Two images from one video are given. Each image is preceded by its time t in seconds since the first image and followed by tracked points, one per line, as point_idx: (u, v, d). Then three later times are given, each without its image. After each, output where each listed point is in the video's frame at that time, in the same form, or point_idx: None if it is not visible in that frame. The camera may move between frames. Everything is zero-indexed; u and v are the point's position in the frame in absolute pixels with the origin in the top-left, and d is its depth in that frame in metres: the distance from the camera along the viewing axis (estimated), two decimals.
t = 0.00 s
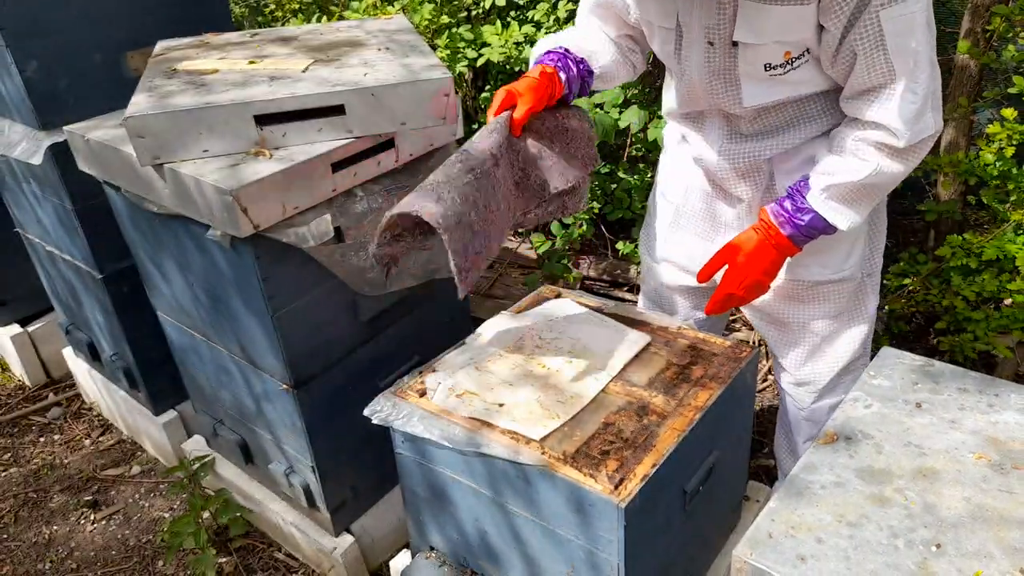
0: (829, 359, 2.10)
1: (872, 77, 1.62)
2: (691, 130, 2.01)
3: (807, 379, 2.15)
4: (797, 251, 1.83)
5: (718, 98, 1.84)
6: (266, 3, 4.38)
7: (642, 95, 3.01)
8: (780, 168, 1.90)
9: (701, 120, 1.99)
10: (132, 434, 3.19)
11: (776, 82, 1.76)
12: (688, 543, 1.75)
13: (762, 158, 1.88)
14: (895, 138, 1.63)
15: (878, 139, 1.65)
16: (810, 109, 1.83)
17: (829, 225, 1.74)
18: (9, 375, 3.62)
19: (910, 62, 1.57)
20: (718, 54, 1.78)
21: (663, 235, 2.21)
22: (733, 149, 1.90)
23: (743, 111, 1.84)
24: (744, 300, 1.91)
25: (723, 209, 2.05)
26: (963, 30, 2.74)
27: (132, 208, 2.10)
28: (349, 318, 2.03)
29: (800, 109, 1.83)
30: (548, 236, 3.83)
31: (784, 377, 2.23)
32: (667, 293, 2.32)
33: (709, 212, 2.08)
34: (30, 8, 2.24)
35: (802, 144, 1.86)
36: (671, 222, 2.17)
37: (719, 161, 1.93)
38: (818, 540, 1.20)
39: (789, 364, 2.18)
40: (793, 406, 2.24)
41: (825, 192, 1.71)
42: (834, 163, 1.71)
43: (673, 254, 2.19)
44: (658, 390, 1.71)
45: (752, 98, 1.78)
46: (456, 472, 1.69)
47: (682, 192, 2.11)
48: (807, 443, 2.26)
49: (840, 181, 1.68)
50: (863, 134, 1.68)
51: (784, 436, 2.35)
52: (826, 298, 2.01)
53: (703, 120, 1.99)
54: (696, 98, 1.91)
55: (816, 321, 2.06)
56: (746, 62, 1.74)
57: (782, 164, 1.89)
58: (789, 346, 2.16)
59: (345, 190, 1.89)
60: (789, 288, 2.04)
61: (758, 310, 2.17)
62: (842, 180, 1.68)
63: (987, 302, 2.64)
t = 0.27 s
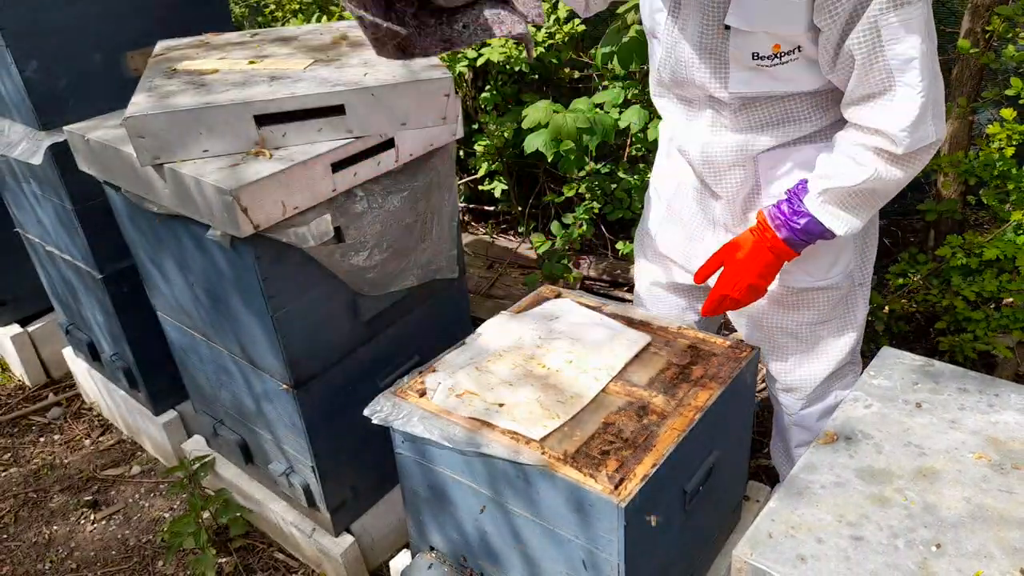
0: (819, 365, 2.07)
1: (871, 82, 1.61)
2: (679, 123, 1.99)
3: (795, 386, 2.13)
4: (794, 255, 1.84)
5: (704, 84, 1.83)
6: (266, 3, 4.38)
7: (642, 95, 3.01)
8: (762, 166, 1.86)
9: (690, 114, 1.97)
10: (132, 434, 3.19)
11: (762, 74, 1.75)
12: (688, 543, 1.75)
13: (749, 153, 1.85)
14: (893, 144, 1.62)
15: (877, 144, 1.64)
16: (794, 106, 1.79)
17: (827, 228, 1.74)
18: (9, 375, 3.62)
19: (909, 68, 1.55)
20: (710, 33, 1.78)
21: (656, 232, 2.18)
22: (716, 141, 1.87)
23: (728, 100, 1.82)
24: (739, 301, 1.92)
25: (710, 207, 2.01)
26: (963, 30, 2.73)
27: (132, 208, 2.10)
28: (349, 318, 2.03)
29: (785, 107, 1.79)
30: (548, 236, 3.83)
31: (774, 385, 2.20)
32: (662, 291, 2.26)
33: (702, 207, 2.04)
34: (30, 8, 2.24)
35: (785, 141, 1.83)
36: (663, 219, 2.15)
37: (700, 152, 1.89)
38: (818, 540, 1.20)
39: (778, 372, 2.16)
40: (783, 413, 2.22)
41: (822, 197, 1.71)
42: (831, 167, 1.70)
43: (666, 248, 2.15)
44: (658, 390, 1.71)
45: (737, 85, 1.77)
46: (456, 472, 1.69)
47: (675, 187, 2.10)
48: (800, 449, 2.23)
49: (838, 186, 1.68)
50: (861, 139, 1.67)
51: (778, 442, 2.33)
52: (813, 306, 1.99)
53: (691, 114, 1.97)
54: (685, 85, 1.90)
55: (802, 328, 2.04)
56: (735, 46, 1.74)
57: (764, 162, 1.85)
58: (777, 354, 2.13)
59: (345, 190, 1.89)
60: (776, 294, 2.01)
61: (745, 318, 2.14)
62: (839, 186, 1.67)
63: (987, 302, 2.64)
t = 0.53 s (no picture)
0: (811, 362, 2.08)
1: (870, 81, 1.61)
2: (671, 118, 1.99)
3: (789, 386, 2.13)
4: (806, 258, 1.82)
5: (696, 79, 1.83)
6: (266, 3, 4.38)
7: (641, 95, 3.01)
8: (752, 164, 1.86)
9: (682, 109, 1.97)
10: (132, 433, 3.19)
11: (753, 70, 1.75)
12: (687, 543, 1.76)
13: (739, 151, 1.84)
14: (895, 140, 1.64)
15: (880, 140, 1.66)
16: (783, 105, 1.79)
17: (839, 228, 1.73)
18: (9, 376, 3.63)
19: (908, 64, 1.57)
20: (703, 27, 1.78)
21: (649, 232, 2.20)
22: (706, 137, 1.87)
23: (719, 96, 1.82)
24: (758, 308, 1.88)
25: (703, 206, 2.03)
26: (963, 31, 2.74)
27: (133, 208, 2.11)
28: (349, 319, 2.04)
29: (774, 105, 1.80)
30: (548, 236, 3.84)
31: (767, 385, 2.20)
32: (655, 291, 2.27)
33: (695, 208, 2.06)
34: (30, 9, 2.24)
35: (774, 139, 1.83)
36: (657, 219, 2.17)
37: (690, 149, 1.89)
38: (817, 539, 1.20)
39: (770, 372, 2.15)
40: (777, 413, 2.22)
41: (832, 195, 1.71)
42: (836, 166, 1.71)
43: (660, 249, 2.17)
44: (658, 390, 1.72)
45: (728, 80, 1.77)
46: (456, 472, 1.69)
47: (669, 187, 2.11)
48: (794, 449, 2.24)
49: (846, 184, 1.68)
50: (862, 136, 1.68)
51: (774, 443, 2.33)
52: (807, 307, 1.98)
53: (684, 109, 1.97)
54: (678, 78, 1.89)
55: (793, 327, 2.03)
56: (727, 41, 1.75)
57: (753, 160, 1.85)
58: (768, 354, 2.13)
59: (346, 190, 1.90)
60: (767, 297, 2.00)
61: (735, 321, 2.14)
62: (847, 183, 1.67)
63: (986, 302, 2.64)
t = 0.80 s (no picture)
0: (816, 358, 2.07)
1: (872, 68, 1.62)
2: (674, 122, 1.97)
3: (794, 382, 2.13)
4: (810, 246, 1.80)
5: (700, 85, 1.82)
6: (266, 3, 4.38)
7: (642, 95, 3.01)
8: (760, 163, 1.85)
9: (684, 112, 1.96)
10: (132, 434, 3.19)
11: (758, 70, 1.75)
12: (688, 543, 1.75)
13: (747, 151, 1.84)
14: (898, 126, 1.63)
15: (882, 126, 1.65)
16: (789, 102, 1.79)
17: (841, 215, 1.71)
18: (9, 375, 3.63)
19: (911, 50, 1.57)
20: (704, 33, 1.77)
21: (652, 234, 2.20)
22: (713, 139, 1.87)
23: (725, 98, 1.81)
24: (760, 296, 1.88)
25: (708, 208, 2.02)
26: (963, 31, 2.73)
27: (132, 208, 2.10)
28: (349, 319, 2.03)
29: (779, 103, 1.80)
30: (548, 236, 3.83)
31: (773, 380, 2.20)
32: (657, 293, 2.27)
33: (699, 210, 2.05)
34: (30, 8, 2.24)
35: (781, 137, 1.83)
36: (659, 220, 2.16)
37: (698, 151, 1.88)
38: (817, 539, 1.20)
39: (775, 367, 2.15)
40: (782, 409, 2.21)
41: (834, 182, 1.69)
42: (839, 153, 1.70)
43: (662, 250, 2.17)
44: (658, 390, 1.71)
45: (733, 83, 1.76)
46: (456, 472, 1.69)
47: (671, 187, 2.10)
48: (799, 444, 2.23)
49: (849, 171, 1.67)
50: (864, 123, 1.67)
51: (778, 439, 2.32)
52: (812, 303, 1.98)
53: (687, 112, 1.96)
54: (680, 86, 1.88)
55: (799, 322, 2.03)
56: (729, 45, 1.73)
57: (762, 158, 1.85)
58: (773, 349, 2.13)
59: (346, 190, 1.89)
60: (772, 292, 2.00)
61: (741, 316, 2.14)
62: (849, 170, 1.67)
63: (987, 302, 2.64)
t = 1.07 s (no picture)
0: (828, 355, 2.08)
1: (882, 64, 1.61)
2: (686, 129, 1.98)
3: (805, 379, 2.14)
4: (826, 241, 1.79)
5: (715, 96, 1.83)
6: (266, 3, 4.38)
7: (642, 95, 3.01)
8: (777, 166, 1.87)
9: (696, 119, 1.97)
10: (132, 433, 3.19)
11: (772, 77, 1.75)
12: (688, 543, 1.75)
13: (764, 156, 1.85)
14: (910, 118, 1.62)
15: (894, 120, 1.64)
16: (804, 105, 1.81)
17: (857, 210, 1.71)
18: (9, 375, 3.63)
19: (920, 44, 1.57)
20: (715, 45, 1.77)
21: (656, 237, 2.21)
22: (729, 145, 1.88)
23: (739, 107, 1.82)
24: (777, 294, 1.84)
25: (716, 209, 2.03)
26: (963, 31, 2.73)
27: (132, 208, 2.10)
28: (349, 319, 2.03)
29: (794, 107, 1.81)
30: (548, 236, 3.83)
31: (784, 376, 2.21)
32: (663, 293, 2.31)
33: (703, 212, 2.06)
34: (30, 8, 2.24)
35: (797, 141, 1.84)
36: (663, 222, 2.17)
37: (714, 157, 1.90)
38: (817, 539, 1.20)
39: (787, 363, 2.16)
40: (793, 404, 2.24)
41: (850, 179, 1.68)
42: (852, 149, 1.69)
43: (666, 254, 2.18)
44: (658, 390, 1.71)
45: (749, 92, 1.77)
46: (456, 472, 1.69)
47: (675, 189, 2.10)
48: (807, 439, 2.26)
49: (864, 167, 1.65)
50: (875, 118, 1.66)
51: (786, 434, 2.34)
52: (826, 300, 1.98)
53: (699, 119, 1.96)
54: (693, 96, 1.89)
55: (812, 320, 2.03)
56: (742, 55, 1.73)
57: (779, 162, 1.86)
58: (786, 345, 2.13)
59: (345, 190, 1.89)
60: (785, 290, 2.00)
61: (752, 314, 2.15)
62: (865, 166, 1.65)
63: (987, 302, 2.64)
